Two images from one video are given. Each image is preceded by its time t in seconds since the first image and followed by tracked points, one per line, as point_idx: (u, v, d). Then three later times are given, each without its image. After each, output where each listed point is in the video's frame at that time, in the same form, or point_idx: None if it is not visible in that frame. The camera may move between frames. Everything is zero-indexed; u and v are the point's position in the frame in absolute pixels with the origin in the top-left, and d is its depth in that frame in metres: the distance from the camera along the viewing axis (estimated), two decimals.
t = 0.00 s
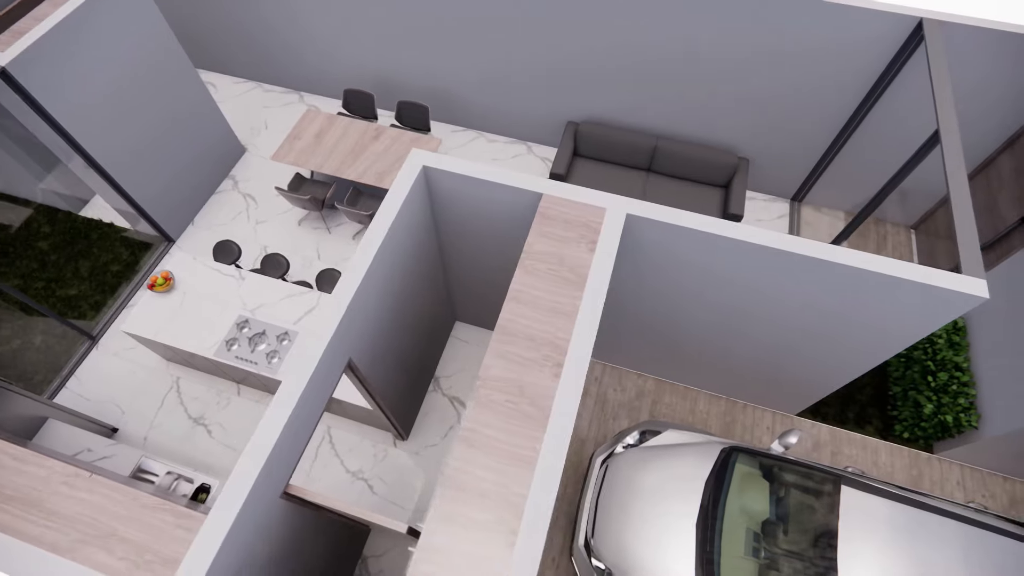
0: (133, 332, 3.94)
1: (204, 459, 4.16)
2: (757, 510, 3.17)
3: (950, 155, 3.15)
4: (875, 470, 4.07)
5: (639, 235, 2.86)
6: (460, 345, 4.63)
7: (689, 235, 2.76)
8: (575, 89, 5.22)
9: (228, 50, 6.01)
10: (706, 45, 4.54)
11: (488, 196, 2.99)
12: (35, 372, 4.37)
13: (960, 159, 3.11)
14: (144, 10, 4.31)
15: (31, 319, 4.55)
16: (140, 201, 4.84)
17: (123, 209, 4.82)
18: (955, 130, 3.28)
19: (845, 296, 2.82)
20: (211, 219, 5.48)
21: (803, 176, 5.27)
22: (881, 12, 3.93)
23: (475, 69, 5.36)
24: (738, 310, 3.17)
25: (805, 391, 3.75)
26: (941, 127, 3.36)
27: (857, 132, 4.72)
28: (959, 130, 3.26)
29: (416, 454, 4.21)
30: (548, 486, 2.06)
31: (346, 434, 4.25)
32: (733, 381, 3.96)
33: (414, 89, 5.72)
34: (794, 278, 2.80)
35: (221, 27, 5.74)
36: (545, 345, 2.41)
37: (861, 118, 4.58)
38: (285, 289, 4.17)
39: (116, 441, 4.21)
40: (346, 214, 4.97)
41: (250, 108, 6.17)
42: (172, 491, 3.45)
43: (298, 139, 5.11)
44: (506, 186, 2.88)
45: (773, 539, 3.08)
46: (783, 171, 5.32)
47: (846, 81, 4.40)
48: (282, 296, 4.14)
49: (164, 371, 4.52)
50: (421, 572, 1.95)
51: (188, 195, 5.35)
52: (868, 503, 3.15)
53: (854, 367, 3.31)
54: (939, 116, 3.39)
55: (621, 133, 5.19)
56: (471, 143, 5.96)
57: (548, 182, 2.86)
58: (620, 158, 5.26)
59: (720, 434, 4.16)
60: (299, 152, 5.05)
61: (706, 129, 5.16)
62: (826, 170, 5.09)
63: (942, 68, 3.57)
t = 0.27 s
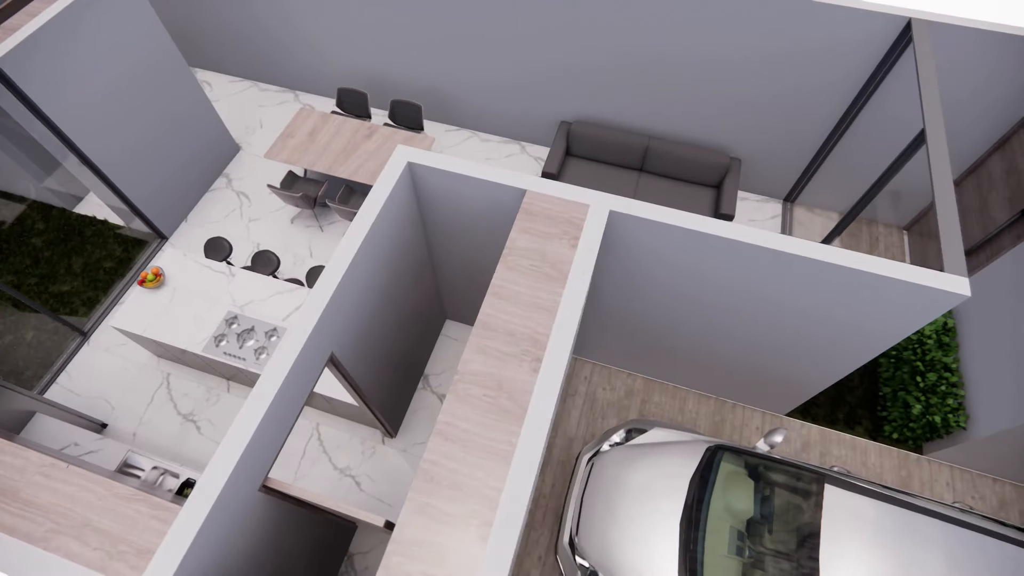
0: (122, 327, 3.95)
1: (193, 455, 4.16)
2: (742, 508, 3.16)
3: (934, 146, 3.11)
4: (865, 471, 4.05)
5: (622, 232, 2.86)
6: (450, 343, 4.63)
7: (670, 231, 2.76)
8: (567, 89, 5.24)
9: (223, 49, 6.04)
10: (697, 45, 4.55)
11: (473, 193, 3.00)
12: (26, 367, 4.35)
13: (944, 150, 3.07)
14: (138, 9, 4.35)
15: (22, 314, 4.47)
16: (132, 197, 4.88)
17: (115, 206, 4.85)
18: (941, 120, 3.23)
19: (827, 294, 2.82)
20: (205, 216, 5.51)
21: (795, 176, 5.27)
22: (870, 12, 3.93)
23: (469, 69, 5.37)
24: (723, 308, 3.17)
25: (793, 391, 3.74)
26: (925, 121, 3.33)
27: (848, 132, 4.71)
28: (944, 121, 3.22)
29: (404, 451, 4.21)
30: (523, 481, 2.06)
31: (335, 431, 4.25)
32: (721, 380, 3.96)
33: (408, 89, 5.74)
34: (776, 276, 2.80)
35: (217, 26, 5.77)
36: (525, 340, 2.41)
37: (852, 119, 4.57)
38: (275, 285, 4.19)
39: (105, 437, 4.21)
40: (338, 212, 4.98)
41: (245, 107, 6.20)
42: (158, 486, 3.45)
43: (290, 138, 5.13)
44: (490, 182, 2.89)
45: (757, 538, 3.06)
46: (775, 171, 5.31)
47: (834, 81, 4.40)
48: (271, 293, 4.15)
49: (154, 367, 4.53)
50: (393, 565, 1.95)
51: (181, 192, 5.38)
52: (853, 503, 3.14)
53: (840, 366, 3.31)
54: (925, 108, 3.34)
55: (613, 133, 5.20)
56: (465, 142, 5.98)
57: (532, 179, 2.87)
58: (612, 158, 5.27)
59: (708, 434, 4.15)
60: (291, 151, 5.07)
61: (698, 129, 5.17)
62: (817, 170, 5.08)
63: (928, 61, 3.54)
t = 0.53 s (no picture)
0: (111, 323, 3.97)
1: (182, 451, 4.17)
2: (726, 507, 3.15)
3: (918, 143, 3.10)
4: (853, 471, 4.04)
5: (606, 228, 2.87)
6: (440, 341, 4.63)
7: (654, 228, 2.77)
8: (560, 88, 5.25)
9: (219, 48, 6.08)
10: (688, 44, 4.56)
11: (458, 189, 3.01)
12: (17, 363, 4.35)
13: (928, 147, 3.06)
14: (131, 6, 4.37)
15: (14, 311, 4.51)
16: (126, 195, 4.91)
17: (110, 203, 4.88)
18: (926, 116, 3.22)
19: (810, 292, 2.82)
20: (197, 213, 5.54)
21: (788, 177, 5.27)
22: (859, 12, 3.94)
23: (462, 68, 5.40)
24: (708, 305, 3.17)
25: (781, 390, 3.73)
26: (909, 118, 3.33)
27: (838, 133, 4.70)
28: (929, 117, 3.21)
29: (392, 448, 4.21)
30: (498, 474, 2.06)
31: (324, 428, 4.25)
32: (709, 379, 3.96)
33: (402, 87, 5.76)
34: (759, 273, 2.81)
35: (213, 25, 5.81)
36: (505, 335, 2.41)
37: (842, 119, 4.57)
38: (265, 282, 4.20)
39: (94, 432, 4.23)
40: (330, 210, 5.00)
41: (241, 105, 6.23)
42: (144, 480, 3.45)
43: (283, 136, 5.14)
44: (474, 178, 2.90)
45: (740, 536, 3.05)
46: (766, 172, 5.32)
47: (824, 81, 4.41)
48: (261, 290, 4.16)
49: (145, 363, 4.55)
50: (367, 556, 1.94)
51: (175, 189, 5.41)
52: (840, 504, 3.10)
53: (826, 366, 3.31)
54: (910, 104, 3.33)
55: (606, 132, 5.22)
56: (459, 141, 6.01)
57: (516, 175, 2.88)
58: (604, 157, 5.28)
59: (697, 433, 4.14)
60: (284, 149, 5.08)
61: (690, 129, 5.18)
62: (809, 171, 5.07)
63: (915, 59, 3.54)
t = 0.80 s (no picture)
0: (101, 318, 3.97)
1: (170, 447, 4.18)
2: (710, 505, 3.15)
3: (904, 141, 3.10)
4: (842, 471, 4.01)
5: (590, 224, 2.88)
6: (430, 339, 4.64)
7: (637, 225, 2.78)
8: (553, 87, 5.27)
9: (216, 46, 6.12)
10: (679, 44, 4.56)
11: (443, 185, 3.02)
12: (9, 357, 4.42)
13: (914, 145, 3.06)
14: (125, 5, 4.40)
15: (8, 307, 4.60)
16: (121, 194, 4.96)
17: (105, 202, 4.91)
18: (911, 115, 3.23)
19: (793, 289, 2.81)
20: (191, 211, 5.56)
21: (780, 177, 5.26)
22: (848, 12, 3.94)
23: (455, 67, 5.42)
24: (693, 303, 3.18)
25: (769, 389, 3.73)
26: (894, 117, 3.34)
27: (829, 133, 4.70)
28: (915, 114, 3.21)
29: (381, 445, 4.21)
30: (473, 467, 2.06)
31: (312, 424, 4.26)
32: (697, 378, 3.96)
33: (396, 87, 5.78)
34: (741, 270, 2.81)
35: (210, 23, 5.84)
36: (485, 329, 2.41)
37: (833, 119, 4.56)
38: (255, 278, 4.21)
39: (84, 427, 4.24)
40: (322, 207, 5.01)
41: (237, 103, 6.27)
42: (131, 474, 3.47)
43: (277, 134, 5.16)
44: (459, 173, 2.92)
45: (725, 535, 3.05)
46: (759, 172, 5.32)
47: (815, 80, 4.41)
48: (251, 286, 4.18)
49: (136, 359, 4.56)
50: (340, 548, 1.94)
51: (169, 186, 5.44)
52: (825, 504, 3.09)
53: (812, 364, 3.31)
54: (896, 103, 3.34)
55: (598, 132, 5.23)
56: (453, 141, 6.03)
57: (501, 171, 2.89)
58: (597, 156, 5.29)
59: (685, 432, 4.14)
60: (278, 146, 5.10)
61: (682, 129, 5.19)
62: (801, 171, 5.07)
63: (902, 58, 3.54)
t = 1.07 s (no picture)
0: (91, 313, 3.98)
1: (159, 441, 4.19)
2: (694, 503, 3.14)
3: (889, 140, 3.10)
4: (830, 472, 3.99)
5: (574, 221, 2.89)
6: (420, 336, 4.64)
7: (620, 221, 2.79)
8: (545, 87, 5.28)
9: (213, 45, 6.15)
10: (670, 44, 4.57)
11: (429, 180, 3.03)
12: None
13: (900, 144, 3.06)
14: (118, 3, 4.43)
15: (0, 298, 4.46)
16: (117, 193, 5.01)
17: (100, 200, 4.96)
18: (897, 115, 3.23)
19: (776, 287, 2.81)
20: (185, 208, 5.59)
21: (772, 178, 5.27)
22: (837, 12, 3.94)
23: (449, 66, 5.44)
24: (678, 301, 3.18)
25: (756, 388, 3.73)
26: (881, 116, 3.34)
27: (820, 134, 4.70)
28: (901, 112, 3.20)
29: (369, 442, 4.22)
30: (449, 460, 2.07)
31: (301, 421, 4.26)
32: (685, 376, 3.96)
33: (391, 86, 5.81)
34: (725, 267, 2.81)
35: (205, 22, 5.87)
36: (465, 324, 2.42)
37: (824, 120, 4.56)
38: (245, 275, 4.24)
39: (74, 422, 4.25)
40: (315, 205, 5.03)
41: (233, 102, 6.30)
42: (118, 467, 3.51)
43: (270, 132, 5.18)
44: (443, 169, 2.93)
45: (709, 533, 3.04)
46: (751, 173, 5.33)
47: (804, 80, 4.41)
48: (241, 283, 4.20)
49: (127, 354, 4.58)
50: (313, 539, 1.95)
51: (163, 184, 5.47)
52: (811, 503, 3.07)
53: (797, 363, 3.30)
54: (882, 101, 3.34)
55: (591, 132, 5.24)
56: (448, 140, 6.05)
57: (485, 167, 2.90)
58: (589, 156, 5.30)
59: (674, 431, 4.13)
60: (271, 144, 5.12)
61: (674, 129, 5.20)
62: (793, 172, 5.07)
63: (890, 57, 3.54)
